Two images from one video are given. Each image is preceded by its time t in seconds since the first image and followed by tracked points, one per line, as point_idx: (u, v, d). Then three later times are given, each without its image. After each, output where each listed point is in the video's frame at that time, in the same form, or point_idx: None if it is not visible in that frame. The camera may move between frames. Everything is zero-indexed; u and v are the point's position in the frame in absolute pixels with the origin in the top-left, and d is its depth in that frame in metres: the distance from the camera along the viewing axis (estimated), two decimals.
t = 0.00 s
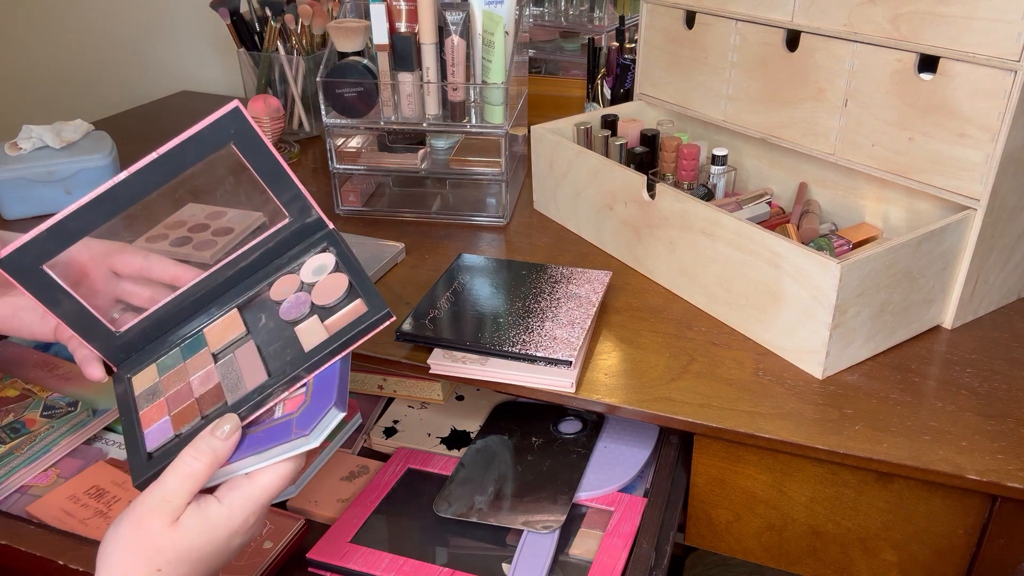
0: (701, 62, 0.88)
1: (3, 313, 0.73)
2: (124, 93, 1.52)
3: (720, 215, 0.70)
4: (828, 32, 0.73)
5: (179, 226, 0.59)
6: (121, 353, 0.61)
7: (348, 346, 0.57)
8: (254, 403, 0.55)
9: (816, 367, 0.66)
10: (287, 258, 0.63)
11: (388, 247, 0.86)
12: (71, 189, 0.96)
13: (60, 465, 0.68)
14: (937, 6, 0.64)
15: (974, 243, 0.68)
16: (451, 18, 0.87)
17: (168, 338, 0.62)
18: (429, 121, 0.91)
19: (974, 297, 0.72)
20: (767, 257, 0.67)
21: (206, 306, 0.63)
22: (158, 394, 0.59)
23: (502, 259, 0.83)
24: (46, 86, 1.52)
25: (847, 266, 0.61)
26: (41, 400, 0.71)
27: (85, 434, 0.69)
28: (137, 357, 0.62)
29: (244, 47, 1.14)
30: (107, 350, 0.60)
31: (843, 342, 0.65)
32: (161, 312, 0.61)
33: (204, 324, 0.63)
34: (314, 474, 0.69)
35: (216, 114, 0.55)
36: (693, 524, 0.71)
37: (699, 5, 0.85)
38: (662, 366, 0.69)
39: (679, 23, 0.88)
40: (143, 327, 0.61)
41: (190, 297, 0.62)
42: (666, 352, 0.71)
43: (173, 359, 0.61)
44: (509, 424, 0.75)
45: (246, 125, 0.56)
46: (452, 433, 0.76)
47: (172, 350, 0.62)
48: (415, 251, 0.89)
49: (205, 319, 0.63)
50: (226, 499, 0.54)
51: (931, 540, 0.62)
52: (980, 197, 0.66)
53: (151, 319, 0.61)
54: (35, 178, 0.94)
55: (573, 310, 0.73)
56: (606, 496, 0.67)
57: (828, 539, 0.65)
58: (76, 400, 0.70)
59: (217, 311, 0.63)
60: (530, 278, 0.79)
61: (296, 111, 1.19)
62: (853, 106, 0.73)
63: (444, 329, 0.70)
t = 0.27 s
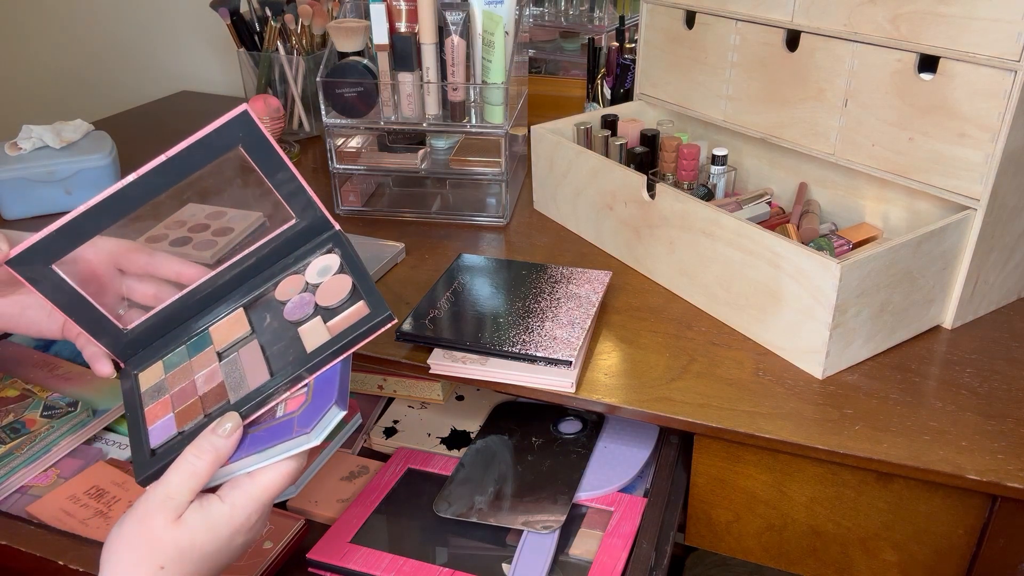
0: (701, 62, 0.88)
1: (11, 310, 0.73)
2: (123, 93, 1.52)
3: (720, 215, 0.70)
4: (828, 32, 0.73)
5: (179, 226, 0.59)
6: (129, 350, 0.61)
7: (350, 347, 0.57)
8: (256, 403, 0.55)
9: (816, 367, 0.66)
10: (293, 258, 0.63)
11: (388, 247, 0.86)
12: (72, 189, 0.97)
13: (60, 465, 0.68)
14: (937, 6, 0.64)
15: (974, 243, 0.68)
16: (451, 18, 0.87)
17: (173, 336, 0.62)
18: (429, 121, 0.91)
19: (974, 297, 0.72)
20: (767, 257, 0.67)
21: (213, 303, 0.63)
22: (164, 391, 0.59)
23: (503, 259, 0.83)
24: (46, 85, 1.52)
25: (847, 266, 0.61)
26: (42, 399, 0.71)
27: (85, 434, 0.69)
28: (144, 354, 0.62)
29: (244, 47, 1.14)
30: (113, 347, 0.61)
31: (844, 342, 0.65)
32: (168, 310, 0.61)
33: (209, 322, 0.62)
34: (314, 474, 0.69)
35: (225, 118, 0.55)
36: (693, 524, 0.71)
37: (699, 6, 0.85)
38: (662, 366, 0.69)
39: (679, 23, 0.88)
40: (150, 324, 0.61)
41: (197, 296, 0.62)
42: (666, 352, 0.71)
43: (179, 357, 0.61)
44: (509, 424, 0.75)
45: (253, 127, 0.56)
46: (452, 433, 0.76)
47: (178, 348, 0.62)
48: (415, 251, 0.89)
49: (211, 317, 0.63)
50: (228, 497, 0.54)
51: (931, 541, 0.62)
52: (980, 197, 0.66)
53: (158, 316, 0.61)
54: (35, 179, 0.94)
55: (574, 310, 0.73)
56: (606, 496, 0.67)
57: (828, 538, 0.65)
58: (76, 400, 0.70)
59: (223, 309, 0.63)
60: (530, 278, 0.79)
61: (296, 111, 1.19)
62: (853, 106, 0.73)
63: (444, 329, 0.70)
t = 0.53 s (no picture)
0: (701, 62, 0.88)
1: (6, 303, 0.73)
2: (124, 93, 1.52)
3: (720, 215, 0.70)
4: (828, 32, 0.73)
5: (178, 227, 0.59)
6: (122, 340, 0.61)
7: (347, 350, 0.57)
8: (255, 403, 0.55)
9: (816, 367, 0.66)
10: (288, 251, 0.63)
11: (388, 247, 0.86)
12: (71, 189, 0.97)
13: (60, 465, 0.68)
14: (937, 6, 0.64)
15: (974, 243, 0.68)
16: (450, 18, 0.87)
17: (169, 330, 0.62)
18: (429, 120, 0.91)
19: (974, 297, 0.72)
20: (767, 257, 0.67)
21: (207, 296, 0.63)
22: (159, 385, 0.59)
23: (502, 259, 0.83)
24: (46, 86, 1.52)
25: (847, 266, 0.61)
26: (41, 400, 0.71)
27: (85, 434, 0.69)
28: (138, 346, 0.62)
29: (244, 47, 1.14)
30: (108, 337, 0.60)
31: (844, 342, 0.65)
32: (163, 301, 0.61)
33: (204, 316, 0.62)
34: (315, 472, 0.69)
35: (218, 105, 0.54)
36: (693, 524, 0.71)
37: (699, 6, 0.85)
38: (662, 366, 0.69)
39: (679, 23, 0.88)
40: (144, 315, 0.61)
41: (191, 287, 0.62)
42: (666, 352, 0.71)
43: (174, 350, 0.61)
44: (509, 424, 0.75)
45: (248, 115, 0.56)
46: (452, 433, 0.76)
47: (173, 341, 0.62)
48: (415, 251, 0.89)
49: (205, 309, 0.62)
50: (228, 496, 0.54)
51: (931, 541, 0.62)
52: (980, 197, 0.66)
53: (152, 307, 0.61)
54: (34, 178, 0.94)
55: (573, 310, 0.73)
56: (606, 496, 0.67)
57: (828, 539, 0.65)
58: (76, 400, 0.70)
59: (218, 302, 0.63)
60: (530, 278, 0.78)
61: (296, 111, 1.19)
62: (853, 106, 0.73)
63: (444, 329, 0.70)
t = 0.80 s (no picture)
0: (701, 62, 0.88)
1: (10, 302, 0.73)
2: (124, 93, 1.52)
3: (720, 215, 0.70)
4: (828, 32, 0.73)
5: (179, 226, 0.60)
6: (123, 339, 0.61)
7: (346, 350, 0.57)
8: (253, 402, 0.55)
9: (816, 366, 0.66)
10: (291, 254, 0.63)
11: (388, 247, 0.86)
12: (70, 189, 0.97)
13: (60, 465, 0.68)
14: (937, 6, 0.64)
15: (974, 243, 0.68)
16: (450, 18, 0.87)
17: (170, 330, 0.62)
18: (429, 121, 0.91)
19: (974, 297, 0.72)
20: (767, 257, 0.67)
21: (210, 297, 0.63)
22: (159, 384, 0.59)
23: (503, 259, 0.83)
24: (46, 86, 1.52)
25: (846, 266, 0.61)
26: (42, 400, 0.71)
27: (85, 434, 0.69)
28: (139, 346, 0.62)
29: (244, 47, 1.14)
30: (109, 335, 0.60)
31: (844, 342, 0.65)
32: (165, 301, 0.61)
33: (206, 317, 0.62)
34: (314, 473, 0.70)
35: (227, 109, 0.55)
36: (693, 524, 0.71)
37: (699, 6, 0.85)
38: (662, 366, 0.69)
39: (679, 23, 0.88)
40: (146, 315, 0.61)
41: (194, 288, 0.62)
42: (666, 352, 0.71)
43: (175, 350, 0.61)
44: (509, 424, 0.75)
45: (257, 120, 0.56)
46: (452, 433, 0.76)
47: (174, 341, 0.62)
48: (415, 251, 0.89)
49: (208, 310, 0.63)
50: (226, 494, 0.55)
51: (931, 541, 0.62)
52: (980, 197, 0.66)
53: (154, 307, 0.61)
54: (34, 178, 0.94)
55: (573, 310, 0.73)
56: (606, 496, 0.67)
57: (828, 539, 0.65)
58: (76, 400, 0.70)
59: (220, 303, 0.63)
60: (530, 278, 0.79)
61: (296, 111, 1.19)
62: (853, 106, 0.73)
63: (444, 329, 0.70)
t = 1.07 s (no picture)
0: (700, 62, 0.88)
1: (11, 300, 0.73)
2: (124, 93, 1.52)
3: (720, 215, 0.70)
4: (828, 32, 0.73)
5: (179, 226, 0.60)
6: (129, 335, 0.62)
7: (343, 349, 0.56)
8: (252, 399, 0.55)
9: (816, 367, 0.66)
10: (292, 250, 0.64)
11: (388, 247, 0.86)
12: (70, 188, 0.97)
13: (60, 465, 0.68)
14: (937, 6, 0.64)
15: (974, 243, 0.68)
16: (450, 18, 0.87)
17: (174, 326, 0.63)
18: (429, 121, 0.91)
19: (974, 297, 0.72)
20: (767, 257, 0.67)
21: (211, 293, 0.63)
22: (162, 380, 0.60)
23: (503, 259, 0.83)
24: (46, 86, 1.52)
25: (846, 266, 0.61)
26: (42, 400, 0.71)
27: (85, 434, 0.69)
28: (144, 342, 0.62)
29: (244, 47, 1.14)
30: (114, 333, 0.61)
31: (844, 342, 0.65)
32: (168, 297, 0.62)
33: (208, 313, 0.63)
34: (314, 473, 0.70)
35: (224, 105, 0.54)
36: (693, 524, 0.71)
37: (699, 6, 0.85)
38: (663, 366, 0.69)
39: (679, 23, 0.88)
40: (149, 311, 0.62)
41: (196, 284, 0.62)
42: (666, 352, 0.71)
43: (177, 346, 0.62)
44: (509, 424, 0.75)
45: (254, 116, 0.56)
46: (452, 433, 0.76)
47: (176, 337, 0.62)
48: (415, 251, 0.89)
49: (211, 306, 0.63)
50: (225, 491, 0.55)
51: (931, 541, 0.62)
52: (980, 197, 0.66)
53: (157, 303, 0.62)
54: (35, 178, 0.94)
55: (573, 310, 0.73)
56: (606, 496, 0.67)
57: (828, 539, 0.65)
58: (76, 400, 0.70)
59: (222, 299, 0.63)
60: (530, 278, 0.79)
61: (296, 111, 1.19)
62: (853, 106, 0.73)
63: (444, 329, 0.70)
